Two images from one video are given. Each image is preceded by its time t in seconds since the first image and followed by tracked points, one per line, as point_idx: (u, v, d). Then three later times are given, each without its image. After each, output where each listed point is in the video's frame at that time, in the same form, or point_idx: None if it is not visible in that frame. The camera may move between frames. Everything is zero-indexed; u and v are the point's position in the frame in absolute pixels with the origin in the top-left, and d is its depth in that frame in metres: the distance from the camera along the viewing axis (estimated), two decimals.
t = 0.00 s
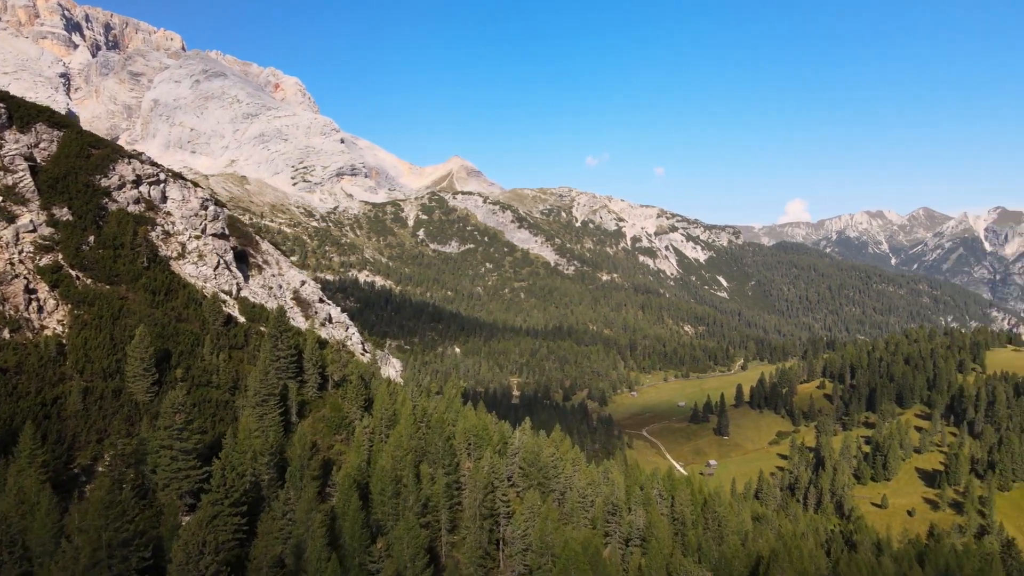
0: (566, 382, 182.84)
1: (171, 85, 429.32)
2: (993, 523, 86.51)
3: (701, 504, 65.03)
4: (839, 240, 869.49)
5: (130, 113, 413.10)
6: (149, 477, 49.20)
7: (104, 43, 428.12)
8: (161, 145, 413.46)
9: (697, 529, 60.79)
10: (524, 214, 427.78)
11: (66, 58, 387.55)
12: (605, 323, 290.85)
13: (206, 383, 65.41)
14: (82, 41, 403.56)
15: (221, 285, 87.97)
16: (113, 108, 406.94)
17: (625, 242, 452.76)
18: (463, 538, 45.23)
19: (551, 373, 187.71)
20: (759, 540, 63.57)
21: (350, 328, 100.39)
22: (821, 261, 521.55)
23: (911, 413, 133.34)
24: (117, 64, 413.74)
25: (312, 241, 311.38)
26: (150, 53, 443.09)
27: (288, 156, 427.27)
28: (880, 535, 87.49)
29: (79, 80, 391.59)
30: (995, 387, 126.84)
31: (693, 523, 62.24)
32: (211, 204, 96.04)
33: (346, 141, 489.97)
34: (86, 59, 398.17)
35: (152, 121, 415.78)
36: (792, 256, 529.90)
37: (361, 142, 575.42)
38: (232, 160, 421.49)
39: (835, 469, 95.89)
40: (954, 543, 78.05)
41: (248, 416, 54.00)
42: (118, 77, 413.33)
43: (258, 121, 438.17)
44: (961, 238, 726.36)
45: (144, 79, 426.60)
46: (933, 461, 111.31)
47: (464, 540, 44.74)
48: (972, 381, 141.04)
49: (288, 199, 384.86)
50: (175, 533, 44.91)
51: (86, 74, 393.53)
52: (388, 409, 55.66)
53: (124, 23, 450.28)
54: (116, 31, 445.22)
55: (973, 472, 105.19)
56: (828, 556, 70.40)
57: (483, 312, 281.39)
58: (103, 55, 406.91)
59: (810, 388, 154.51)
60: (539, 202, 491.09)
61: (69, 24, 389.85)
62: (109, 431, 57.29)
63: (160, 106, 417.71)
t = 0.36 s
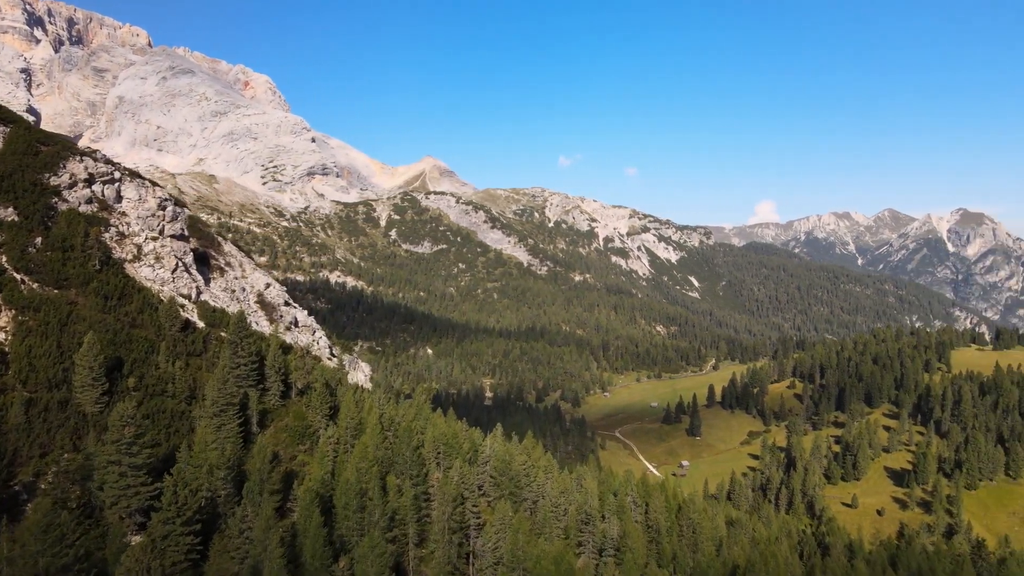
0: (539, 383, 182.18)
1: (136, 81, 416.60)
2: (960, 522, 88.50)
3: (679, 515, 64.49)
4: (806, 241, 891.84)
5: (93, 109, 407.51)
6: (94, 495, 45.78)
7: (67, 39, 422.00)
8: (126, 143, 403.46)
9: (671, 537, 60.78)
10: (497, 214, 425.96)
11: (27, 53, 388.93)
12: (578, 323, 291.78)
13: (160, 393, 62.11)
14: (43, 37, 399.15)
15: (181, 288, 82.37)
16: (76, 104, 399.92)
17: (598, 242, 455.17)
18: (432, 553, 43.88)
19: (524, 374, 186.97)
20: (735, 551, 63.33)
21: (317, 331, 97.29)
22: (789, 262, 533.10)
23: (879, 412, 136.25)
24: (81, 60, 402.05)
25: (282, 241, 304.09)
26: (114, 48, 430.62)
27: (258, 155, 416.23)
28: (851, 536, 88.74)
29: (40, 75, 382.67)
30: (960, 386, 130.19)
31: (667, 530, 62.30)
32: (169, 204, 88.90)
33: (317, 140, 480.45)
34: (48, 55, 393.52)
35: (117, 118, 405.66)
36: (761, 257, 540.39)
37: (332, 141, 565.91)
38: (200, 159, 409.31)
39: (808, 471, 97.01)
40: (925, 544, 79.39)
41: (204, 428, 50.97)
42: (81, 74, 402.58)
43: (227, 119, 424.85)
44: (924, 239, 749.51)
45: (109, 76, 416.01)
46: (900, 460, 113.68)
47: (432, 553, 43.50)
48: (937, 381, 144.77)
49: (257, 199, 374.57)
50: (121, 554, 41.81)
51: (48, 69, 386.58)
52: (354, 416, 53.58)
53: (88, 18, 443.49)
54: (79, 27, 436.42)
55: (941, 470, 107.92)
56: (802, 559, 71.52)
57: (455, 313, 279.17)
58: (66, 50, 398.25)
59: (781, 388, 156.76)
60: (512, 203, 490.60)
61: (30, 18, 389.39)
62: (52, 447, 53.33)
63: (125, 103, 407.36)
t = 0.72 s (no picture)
0: (514, 384, 180.95)
1: (103, 78, 405.67)
2: (930, 522, 90.35)
3: (655, 524, 64.87)
4: (777, 242, 911.40)
5: (58, 106, 395.68)
6: (35, 515, 42.74)
7: (30, 34, 400.37)
8: (92, 141, 393.18)
9: (646, 543, 61.28)
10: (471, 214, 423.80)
11: None
12: (553, 323, 292.02)
13: (113, 403, 58.86)
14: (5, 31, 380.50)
15: (138, 292, 77.93)
16: (40, 101, 389.50)
17: (572, 243, 456.72)
18: (401, 567, 43.24)
19: (498, 375, 185.70)
20: (714, 561, 63.28)
21: (284, 334, 94.46)
22: (760, 262, 543.19)
23: (850, 412, 138.83)
24: (45, 55, 392.39)
25: (253, 241, 296.24)
26: (80, 44, 423.31)
27: (229, 153, 404.13)
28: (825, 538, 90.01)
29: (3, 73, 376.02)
30: (929, 386, 133.10)
31: (642, 538, 62.74)
32: (127, 204, 84.60)
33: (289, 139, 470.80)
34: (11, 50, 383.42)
35: (82, 115, 395.39)
36: (732, 257, 549.55)
37: (305, 139, 555.38)
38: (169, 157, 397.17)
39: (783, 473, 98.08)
40: (899, 545, 80.54)
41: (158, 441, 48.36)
42: (45, 69, 392.26)
43: (197, 117, 413.48)
44: (892, 239, 769.63)
45: (74, 72, 406.76)
46: (872, 460, 115.79)
47: (400, 569, 42.97)
48: (906, 380, 147.80)
49: (228, 198, 363.28)
50: None
51: (10, 65, 377.13)
52: (319, 425, 51.91)
53: (53, 13, 420.30)
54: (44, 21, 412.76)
55: (912, 470, 110.42)
56: (777, 562, 72.64)
57: (429, 313, 276.16)
58: (29, 45, 387.77)
59: (754, 388, 158.69)
60: (487, 203, 489.15)
61: None
62: None
63: (91, 100, 396.40)
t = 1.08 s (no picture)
0: (489, 385, 179.25)
1: (69, 74, 393.56)
2: (902, 522, 92.16)
3: (634, 534, 64.76)
4: (749, 242, 928.10)
5: (22, 102, 387.86)
6: None
7: None
8: (57, 139, 380.47)
9: (624, 553, 61.88)
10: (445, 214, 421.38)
11: None
12: (528, 324, 291.39)
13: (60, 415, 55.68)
14: None
15: (93, 296, 73.57)
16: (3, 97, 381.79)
17: (548, 243, 457.31)
18: None
19: (473, 376, 184.01)
20: (693, 569, 63.37)
21: (250, 339, 91.49)
22: (733, 262, 551.93)
23: (822, 412, 141.36)
24: (9, 50, 384.64)
25: (225, 242, 288.19)
26: (45, 39, 407.42)
27: (200, 152, 392.64)
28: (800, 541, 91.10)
29: None
30: (900, 386, 135.99)
31: (619, 546, 63.40)
32: (83, 204, 79.51)
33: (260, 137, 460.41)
34: None
35: (47, 112, 384.44)
36: (706, 257, 557.31)
37: (277, 138, 544.33)
38: (138, 155, 386.55)
39: (757, 474, 99.04)
40: (875, 547, 81.75)
41: (110, 456, 45.90)
42: (9, 66, 386.71)
43: (166, 115, 401.76)
44: (860, 240, 790.71)
45: (39, 68, 399.27)
46: (844, 460, 117.76)
47: None
48: (876, 380, 150.90)
49: (198, 197, 352.79)
50: None
51: None
52: (282, 436, 50.63)
53: (16, 7, 403.29)
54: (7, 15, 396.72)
55: (884, 470, 112.76)
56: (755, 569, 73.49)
57: (403, 314, 272.53)
58: None
59: (728, 389, 160.59)
60: (462, 204, 486.56)
61: None
62: None
63: (57, 97, 384.51)
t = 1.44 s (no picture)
0: (466, 387, 177.67)
1: (35, 69, 380.90)
2: (877, 522, 93.66)
3: (612, 543, 64.62)
4: (725, 243, 942.09)
5: None
6: None
7: None
8: (24, 136, 367.49)
9: (600, 562, 61.93)
10: (423, 214, 418.05)
11: None
12: (506, 325, 290.34)
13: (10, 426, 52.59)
14: None
15: (49, 301, 69.54)
16: None
17: (526, 243, 457.03)
18: None
19: (450, 377, 182.18)
20: None
21: (218, 343, 88.59)
22: (709, 263, 559.02)
23: (798, 412, 143.28)
24: None
25: (197, 242, 280.65)
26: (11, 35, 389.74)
27: (172, 150, 382.19)
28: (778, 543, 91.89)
29: None
30: (873, 387, 138.44)
31: (597, 556, 63.28)
32: (39, 203, 74.22)
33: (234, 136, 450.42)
34: None
35: (13, 109, 370.00)
36: (682, 258, 563.54)
37: (251, 137, 533.78)
38: (110, 154, 376.05)
39: (735, 476, 99.77)
40: (851, 548, 83.02)
41: (61, 471, 43.73)
42: None
43: (138, 112, 390.97)
44: (833, 241, 807.73)
45: (5, 64, 379.68)
46: (820, 460, 119.38)
47: None
48: (850, 380, 153.45)
49: (170, 196, 343.67)
50: None
51: None
52: (247, 447, 50.09)
53: None
54: None
55: (860, 470, 114.73)
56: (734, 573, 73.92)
57: (379, 315, 269.05)
58: None
59: (704, 389, 162.05)
60: (439, 204, 483.56)
61: None
62: None
63: (22, 93, 371.75)
